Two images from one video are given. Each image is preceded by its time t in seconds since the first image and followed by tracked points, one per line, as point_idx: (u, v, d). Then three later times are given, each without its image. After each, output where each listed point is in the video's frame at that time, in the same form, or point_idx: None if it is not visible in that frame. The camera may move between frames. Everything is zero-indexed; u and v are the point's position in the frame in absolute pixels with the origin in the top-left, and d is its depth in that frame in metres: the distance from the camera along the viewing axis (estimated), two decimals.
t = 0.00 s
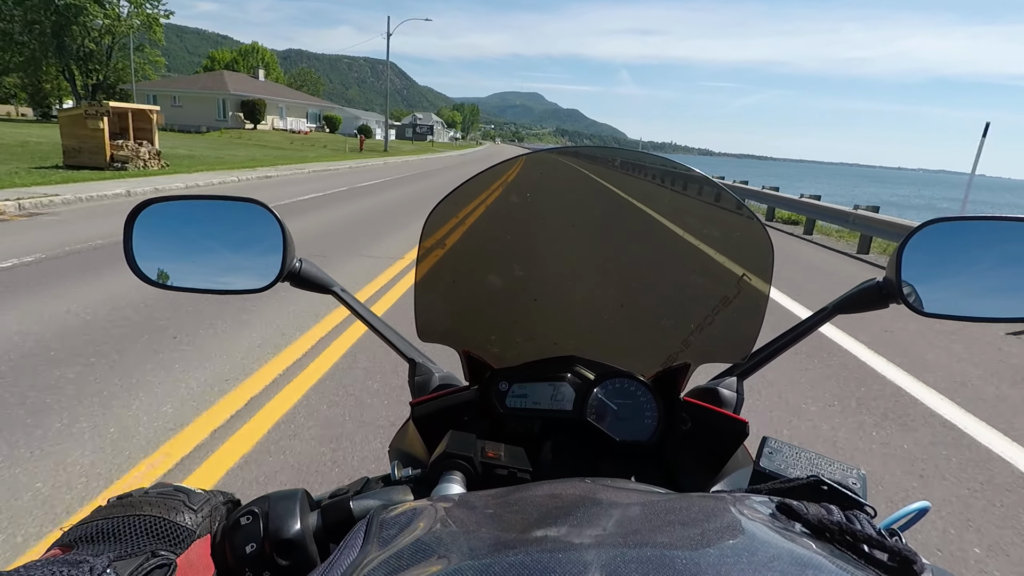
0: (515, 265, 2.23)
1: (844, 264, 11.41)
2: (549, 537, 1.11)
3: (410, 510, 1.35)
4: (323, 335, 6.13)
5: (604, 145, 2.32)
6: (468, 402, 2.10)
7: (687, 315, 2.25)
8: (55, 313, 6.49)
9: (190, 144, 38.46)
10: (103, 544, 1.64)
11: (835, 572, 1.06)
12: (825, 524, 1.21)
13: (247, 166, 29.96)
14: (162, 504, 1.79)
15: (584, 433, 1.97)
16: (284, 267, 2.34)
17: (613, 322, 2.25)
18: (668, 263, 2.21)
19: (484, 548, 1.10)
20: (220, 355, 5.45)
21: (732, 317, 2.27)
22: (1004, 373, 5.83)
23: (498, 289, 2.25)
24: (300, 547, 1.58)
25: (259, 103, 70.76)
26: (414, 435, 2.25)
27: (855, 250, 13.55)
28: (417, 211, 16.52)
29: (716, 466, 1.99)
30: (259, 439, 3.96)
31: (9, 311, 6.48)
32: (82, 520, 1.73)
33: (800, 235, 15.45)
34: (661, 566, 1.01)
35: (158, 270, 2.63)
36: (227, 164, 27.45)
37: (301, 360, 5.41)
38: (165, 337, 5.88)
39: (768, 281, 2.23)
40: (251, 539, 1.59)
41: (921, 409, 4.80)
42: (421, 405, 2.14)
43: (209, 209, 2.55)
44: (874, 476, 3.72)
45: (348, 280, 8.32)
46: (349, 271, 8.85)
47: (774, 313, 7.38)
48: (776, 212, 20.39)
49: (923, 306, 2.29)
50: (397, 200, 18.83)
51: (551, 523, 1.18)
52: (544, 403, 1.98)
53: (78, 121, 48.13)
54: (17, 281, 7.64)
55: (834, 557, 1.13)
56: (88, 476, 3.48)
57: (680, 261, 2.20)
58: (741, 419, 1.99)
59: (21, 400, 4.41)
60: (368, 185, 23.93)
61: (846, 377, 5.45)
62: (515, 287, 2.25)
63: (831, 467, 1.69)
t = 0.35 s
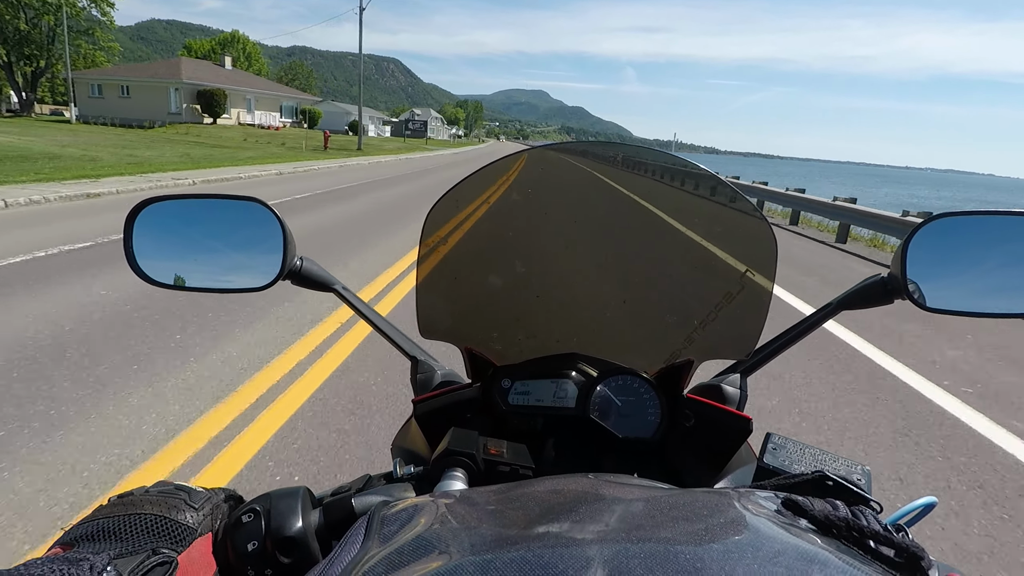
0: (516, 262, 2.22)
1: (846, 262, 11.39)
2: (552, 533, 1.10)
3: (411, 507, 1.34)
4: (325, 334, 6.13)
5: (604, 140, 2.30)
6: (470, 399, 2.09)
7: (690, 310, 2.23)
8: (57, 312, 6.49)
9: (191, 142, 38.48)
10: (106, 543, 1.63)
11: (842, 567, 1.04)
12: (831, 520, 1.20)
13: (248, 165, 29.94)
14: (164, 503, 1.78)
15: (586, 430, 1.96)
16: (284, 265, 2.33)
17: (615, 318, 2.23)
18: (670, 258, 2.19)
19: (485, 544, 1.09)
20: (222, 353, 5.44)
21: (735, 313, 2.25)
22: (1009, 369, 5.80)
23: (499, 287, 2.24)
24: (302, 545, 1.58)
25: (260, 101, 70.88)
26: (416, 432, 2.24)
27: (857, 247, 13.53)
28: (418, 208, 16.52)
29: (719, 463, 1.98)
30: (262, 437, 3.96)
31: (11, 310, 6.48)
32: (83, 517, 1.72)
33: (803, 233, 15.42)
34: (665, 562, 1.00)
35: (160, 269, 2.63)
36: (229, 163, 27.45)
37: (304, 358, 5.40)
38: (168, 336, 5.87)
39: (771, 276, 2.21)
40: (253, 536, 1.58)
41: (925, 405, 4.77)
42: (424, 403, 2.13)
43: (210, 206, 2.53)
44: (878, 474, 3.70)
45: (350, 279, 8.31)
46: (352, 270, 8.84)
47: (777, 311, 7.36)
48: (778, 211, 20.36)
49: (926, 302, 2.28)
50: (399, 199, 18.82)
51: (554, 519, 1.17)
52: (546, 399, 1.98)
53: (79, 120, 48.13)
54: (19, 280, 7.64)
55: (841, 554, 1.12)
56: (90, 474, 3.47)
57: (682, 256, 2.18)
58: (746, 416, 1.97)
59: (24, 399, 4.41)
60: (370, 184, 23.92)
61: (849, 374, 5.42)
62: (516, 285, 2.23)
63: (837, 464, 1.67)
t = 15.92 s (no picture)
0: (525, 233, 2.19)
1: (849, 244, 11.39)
2: (562, 492, 1.10)
3: (421, 466, 1.34)
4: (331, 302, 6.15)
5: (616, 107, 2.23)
6: (477, 367, 2.09)
7: (700, 282, 2.21)
8: (63, 280, 6.50)
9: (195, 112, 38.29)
10: (110, 513, 1.54)
11: (850, 529, 1.05)
12: (838, 482, 1.20)
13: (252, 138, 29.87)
14: (168, 470, 1.67)
15: (593, 399, 1.97)
16: (293, 230, 2.28)
17: (624, 290, 2.22)
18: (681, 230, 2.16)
19: (495, 500, 1.10)
20: (228, 320, 5.46)
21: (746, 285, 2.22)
22: (1010, 352, 5.82)
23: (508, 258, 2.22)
24: (311, 504, 1.59)
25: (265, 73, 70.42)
26: (423, 398, 2.25)
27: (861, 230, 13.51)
28: (420, 186, 16.51)
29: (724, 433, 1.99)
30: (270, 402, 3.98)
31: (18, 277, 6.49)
32: (88, 483, 1.64)
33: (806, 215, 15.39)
34: (675, 521, 1.00)
35: (168, 231, 2.57)
36: (234, 135, 27.38)
37: (309, 326, 5.42)
38: (174, 304, 5.89)
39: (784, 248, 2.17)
40: (263, 494, 1.59)
41: (928, 391, 4.78)
42: (431, 370, 2.13)
43: (216, 167, 2.47)
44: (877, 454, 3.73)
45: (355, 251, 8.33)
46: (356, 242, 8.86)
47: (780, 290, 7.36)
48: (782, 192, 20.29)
49: (945, 277, 2.20)
50: (403, 174, 18.80)
51: (564, 479, 1.17)
52: (552, 368, 1.98)
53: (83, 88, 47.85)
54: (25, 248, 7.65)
55: (849, 515, 1.12)
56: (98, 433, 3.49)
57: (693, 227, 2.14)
58: (753, 388, 1.97)
59: (32, 363, 4.43)
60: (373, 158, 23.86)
61: (851, 357, 5.44)
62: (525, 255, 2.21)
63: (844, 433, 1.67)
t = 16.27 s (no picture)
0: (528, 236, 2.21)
1: (849, 247, 11.40)
2: (562, 495, 1.11)
3: (422, 469, 1.35)
4: (332, 304, 6.16)
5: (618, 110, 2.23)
6: (478, 370, 2.10)
7: (700, 284, 2.22)
8: (65, 281, 6.51)
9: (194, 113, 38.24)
10: (113, 516, 1.55)
11: (850, 532, 1.05)
12: (838, 485, 1.21)
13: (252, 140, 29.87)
14: (171, 473, 1.69)
15: (593, 402, 1.97)
16: (296, 234, 2.28)
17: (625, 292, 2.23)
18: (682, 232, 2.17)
19: (496, 504, 1.11)
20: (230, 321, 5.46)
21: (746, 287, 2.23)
22: (1009, 355, 5.83)
23: (510, 261, 2.23)
24: (313, 508, 1.60)
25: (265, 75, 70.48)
26: (424, 401, 2.25)
27: (860, 234, 13.53)
28: (419, 186, 16.49)
29: (726, 436, 1.98)
30: (271, 404, 3.99)
31: (19, 279, 6.50)
32: (91, 486, 1.65)
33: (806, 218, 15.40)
34: (675, 524, 1.01)
35: (170, 235, 2.58)
36: (235, 136, 27.39)
37: (310, 328, 5.43)
38: (176, 306, 5.89)
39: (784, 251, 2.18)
40: (265, 497, 1.60)
41: (930, 395, 4.77)
42: (432, 373, 2.14)
43: (219, 171, 2.48)
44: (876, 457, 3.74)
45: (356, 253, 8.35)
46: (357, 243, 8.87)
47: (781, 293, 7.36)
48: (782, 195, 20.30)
49: (946, 280, 2.20)
50: (403, 177, 18.81)
51: (565, 481, 1.18)
52: (552, 371, 1.99)
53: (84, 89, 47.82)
54: (27, 250, 7.66)
55: (849, 517, 1.13)
56: (100, 434, 3.49)
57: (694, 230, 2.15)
58: (753, 391, 1.97)
59: (34, 365, 4.43)
60: (374, 160, 23.88)
61: (852, 360, 5.45)
62: (528, 259, 2.22)
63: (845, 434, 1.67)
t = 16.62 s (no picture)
0: (530, 233, 2.20)
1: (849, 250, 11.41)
2: (566, 490, 1.10)
3: (424, 465, 1.34)
4: (334, 300, 6.15)
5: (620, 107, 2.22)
6: (480, 367, 2.09)
7: (703, 282, 2.21)
8: (66, 274, 6.49)
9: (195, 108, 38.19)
10: (112, 512, 1.54)
11: (856, 528, 1.04)
12: (843, 482, 1.20)
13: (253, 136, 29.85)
14: (171, 468, 1.67)
15: (595, 399, 1.96)
16: (298, 229, 2.27)
17: (627, 290, 2.21)
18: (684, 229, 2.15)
19: (500, 499, 1.10)
20: (231, 315, 5.45)
21: (749, 285, 2.22)
22: (1010, 358, 5.82)
23: (512, 259, 2.22)
24: (314, 503, 1.59)
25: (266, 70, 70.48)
26: (426, 398, 2.24)
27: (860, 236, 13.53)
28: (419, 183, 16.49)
29: (729, 434, 1.97)
30: (272, 399, 3.98)
31: (20, 271, 6.48)
32: (91, 481, 1.64)
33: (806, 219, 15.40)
34: (680, 520, 1.00)
35: (171, 229, 2.58)
36: (235, 132, 27.38)
37: (312, 324, 5.42)
38: (177, 299, 5.88)
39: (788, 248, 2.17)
40: (266, 493, 1.59)
41: (931, 397, 4.77)
42: (434, 370, 2.13)
43: (220, 165, 2.47)
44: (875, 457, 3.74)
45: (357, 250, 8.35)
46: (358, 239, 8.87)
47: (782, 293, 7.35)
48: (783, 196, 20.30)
49: (948, 279, 2.19)
50: (404, 174, 18.79)
51: (569, 477, 1.17)
52: (554, 368, 1.98)
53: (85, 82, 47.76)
54: (27, 243, 7.64)
55: (854, 514, 1.12)
56: (100, 427, 3.48)
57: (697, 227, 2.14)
58: (756, 390, 1.96)
59: (35, 357, 4.42)
60: (375, 157, 23.87)
61: (853, 361, 5.44)
62: (530, 257, 2.22)
63: (849, 432, 1.65)
